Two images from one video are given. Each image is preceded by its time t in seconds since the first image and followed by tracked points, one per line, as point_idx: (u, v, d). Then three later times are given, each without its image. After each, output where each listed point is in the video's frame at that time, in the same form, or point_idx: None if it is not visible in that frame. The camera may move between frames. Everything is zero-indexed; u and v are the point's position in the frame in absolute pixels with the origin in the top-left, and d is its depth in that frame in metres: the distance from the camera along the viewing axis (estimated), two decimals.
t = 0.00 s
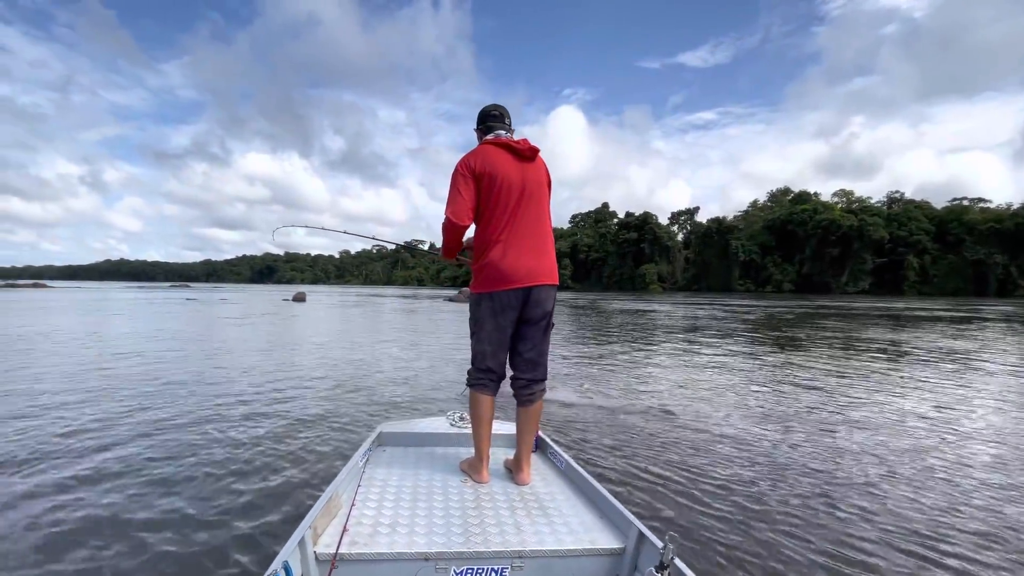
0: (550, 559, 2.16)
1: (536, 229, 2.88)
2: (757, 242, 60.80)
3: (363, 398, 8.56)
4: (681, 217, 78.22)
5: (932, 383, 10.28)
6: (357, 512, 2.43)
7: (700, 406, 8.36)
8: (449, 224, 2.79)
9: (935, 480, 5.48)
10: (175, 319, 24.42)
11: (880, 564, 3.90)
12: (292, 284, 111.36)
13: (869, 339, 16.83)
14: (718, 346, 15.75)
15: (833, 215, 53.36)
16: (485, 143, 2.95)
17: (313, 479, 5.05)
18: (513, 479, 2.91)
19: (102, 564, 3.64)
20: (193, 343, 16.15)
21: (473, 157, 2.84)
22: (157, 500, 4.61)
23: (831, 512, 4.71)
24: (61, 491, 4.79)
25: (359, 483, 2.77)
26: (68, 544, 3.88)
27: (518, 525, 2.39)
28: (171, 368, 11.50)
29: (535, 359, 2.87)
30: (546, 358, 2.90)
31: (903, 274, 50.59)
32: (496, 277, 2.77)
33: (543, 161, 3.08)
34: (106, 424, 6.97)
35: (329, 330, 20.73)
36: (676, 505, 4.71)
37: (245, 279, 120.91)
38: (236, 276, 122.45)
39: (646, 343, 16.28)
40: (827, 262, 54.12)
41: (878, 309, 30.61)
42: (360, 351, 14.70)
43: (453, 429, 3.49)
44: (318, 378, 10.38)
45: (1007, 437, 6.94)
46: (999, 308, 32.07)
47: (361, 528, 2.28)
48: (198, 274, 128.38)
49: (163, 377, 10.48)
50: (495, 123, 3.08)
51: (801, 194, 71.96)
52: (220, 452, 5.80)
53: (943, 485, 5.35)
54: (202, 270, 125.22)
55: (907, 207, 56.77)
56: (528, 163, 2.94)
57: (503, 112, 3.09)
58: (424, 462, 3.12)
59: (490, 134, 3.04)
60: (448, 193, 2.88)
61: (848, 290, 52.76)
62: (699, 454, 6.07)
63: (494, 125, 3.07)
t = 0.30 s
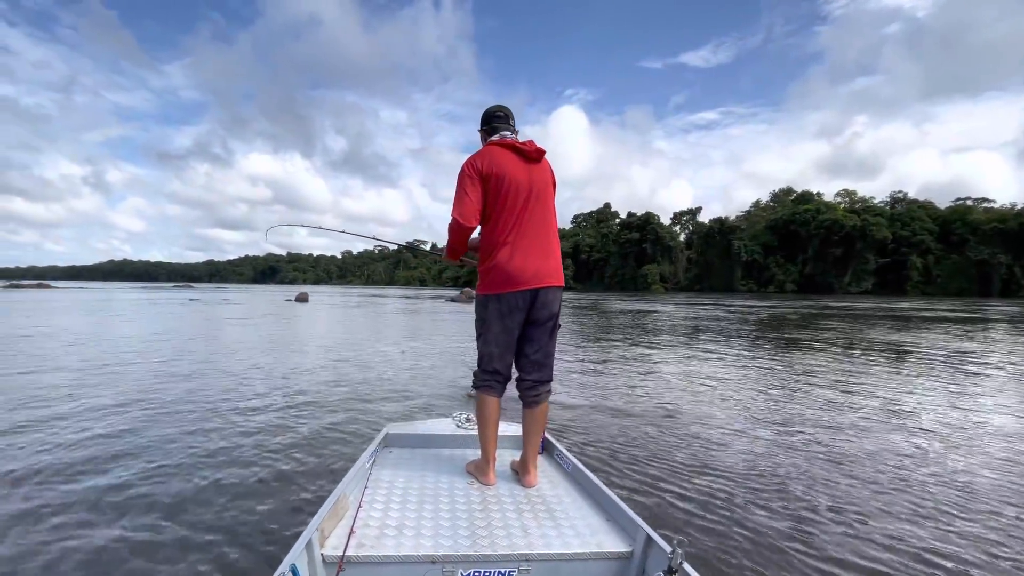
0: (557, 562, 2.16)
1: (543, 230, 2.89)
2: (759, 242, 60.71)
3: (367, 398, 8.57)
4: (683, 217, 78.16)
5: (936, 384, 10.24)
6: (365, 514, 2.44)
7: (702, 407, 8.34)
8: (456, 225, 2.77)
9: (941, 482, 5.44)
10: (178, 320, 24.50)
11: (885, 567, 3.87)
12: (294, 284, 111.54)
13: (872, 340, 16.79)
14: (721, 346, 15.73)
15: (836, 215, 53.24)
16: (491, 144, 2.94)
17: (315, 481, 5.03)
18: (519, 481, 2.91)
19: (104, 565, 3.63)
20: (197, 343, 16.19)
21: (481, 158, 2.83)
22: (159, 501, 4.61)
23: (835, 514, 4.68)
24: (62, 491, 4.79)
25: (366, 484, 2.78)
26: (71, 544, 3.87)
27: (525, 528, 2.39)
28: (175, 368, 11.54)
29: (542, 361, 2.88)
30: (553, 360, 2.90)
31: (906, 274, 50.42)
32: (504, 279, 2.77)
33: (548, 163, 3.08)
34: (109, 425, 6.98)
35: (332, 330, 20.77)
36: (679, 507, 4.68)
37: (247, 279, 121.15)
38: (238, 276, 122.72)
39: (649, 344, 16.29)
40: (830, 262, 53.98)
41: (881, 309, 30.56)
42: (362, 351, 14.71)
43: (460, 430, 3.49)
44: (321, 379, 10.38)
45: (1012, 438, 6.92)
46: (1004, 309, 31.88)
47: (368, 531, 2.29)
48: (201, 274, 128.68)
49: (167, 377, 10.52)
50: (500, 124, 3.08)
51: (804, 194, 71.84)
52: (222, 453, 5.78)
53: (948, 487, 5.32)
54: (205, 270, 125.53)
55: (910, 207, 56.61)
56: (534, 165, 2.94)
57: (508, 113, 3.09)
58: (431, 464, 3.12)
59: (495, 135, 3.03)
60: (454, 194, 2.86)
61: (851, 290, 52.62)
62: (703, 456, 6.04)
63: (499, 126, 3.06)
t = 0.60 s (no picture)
0: (568, 565, 2.16)
1: (552, 232, 2.91)
2: (762, 242, 60.64)
3: (371, 398, 8.61)
4: (685, 218, 78.13)
5: (939, 385, 10.22)
6: (375, 516, 2.44)
7: (705, 409, 8.32)
8: (467, 226, 2.75)
9: (948, 484, 5.41)
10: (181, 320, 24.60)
11: (894, 569, 3.85)
12: (297, 285, 111.75)
13: (874, 341, 16.75)
14: (723, 347, 15.76)
15: (839, 215, 53.12)
16: (500, 146, 2.94)
17: (319, 482, 5.03)
18: (529, 483, 2.91)
19: (112, 566, 3.63)
20: (200, 343, 16.26)
21: (492, 160, 2.82)
22: (165, 502, 4.61)
23: (843, 516, 4.66)
24: (68, 493, 4.80)
25: (377, 485, 2.79)
26: (78, 545, 3.88)
27: (536, 531, 2.39)
28: (180, 369, 11.58)
29: (551, 362, 2.88)
30: (562, 361, 2.91)
31: (910, 275, 50.27)
32: (514, 281, 2.77)
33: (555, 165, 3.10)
34: (113, 425, 6.99)
35: (334, 330, 20.82)
36: (685, 508, 4.67)
37: (250, 279, 121.41)
38: (241, 276, 123.09)
39: (651, 345, 16.30)
40: (833, 262, 53.87)
41: (883, 310, 30.51)
42: (365, 352, 14.72)
43: (469, 432, 3.49)
44: (324, 379, 10.39)
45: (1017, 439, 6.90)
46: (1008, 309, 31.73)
47: (380, 532, 2.29)
48: (204, 274, 128.95)
49: (172, 377, 10.57)
50: (508, 125, 3.08)
51: (806, 194, 71.74)
52: (227, 454, 5.80)
53: (955, 489, 5.29)
54: (208, 270, 126.00)
55: (913, 208, 56.48)
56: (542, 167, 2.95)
57: (515, 115, 3.10)
58: (441, 466, 3.13)
59: (504, 136, 3.03)
60: (464, 196, 2.84)
61: (854, 291, 52.49)
62: (709, 458, 6.02)
63: (507, 128, 3.07)
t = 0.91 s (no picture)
0: (581, 569, 2.15)
1: (564, 233, 2.91)
2: (766, 242, 60.49)
3: (377, 398, 8.64)
4: (688, 218, 78.00)
5: (946, 387, 10.15)
6: (388, 520, 2.45)
7: (710, 410, 8.28)
8: (480, 228, 2.73)
9: (957, 486, 5.37)
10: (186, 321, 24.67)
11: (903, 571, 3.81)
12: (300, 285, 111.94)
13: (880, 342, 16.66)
14: (727, 348, 15.73)
15: (843, 215, 52.89)
16: (511, 148, 2.93)
17: (325, 482, 5.02)
18: (540, 486, 2.91)
19: (119, 566, 3.63)
20: (205, 343, 16.32)
21: (505, 161, 2.82)
22: (171, 502, 4.61)
23: (850, 517, 4.63)
24: (74, 493, 4.80)
25: (388, 489, 2.80)
26: (86, 546, 3.88)
27: (549, 534, 2.39)
28: (185, 369, 11.63)
29: (562, 365, 2.88)
30: (573, 363, 2.91)
31: (915, 275, 50.01)
32: (528, 283, 2.76)
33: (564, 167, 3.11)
34: (118, 425, 7.01)
35: (338, 330, 20.86)
36: (691, 509, 4.65)
37: (253, 280, 121.71)
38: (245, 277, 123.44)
39: (655, 345, 16.29)
40: (837, 262, 53.66)
41: (889, 311, 30.32)
42: (369, 352, 14.72)
43: (479, 435, 3.50)
44: (329, 379, 10.39)
45: None
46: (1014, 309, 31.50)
47: (392, 536, 2.30)
48: (208, 275, 129.38)
49: (178, 377, 10.62)
50: (517, 127, 3.08)
51: (811, 194, 71.50)
52: (236, 453, 5.83)
53: (964, 491, 5.25)
54: (212, 270, 126.41)
55: (919, 207, 56.20)
56: (554, 169, 2.96)
57: (524, 116, 3.10)
58: (451, 469, 3.14)
59: (514, 137, 3.02)
60: (477, 197, 2.82)
61: (859, 291, 52.26)
62: (715, 459, 5.99)
63: (516, 130, 3.06)
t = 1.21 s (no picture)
0: (594, 571, 2.16)
1: (578, 237, 2.93)
2: (771, 242, 60.28)
3: (383, 398, 8.68)
4: (693, 218, 77.84)
5: (953, 387, 10.10)
6: (400, 522, 2.48)
7: (716, 411, 8.26)
8: (497, 231, 2.73)
9: (966, 488, 5.32)
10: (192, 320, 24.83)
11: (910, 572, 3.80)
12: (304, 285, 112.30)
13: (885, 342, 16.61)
14: (733, 348, 15.70)
15: (849, 215, 52.63)
16: (526, 151, 2.95)
17: (332, 481, 5.05)
18: (551, 488, 2.92)
19: (122, 565, 3.62)
20: (212, 343, 16.43)
21: (521, 164, 2.83)
22: (177, 501, 4.62)
23: (859, 519, 4.58)
24: (79, 492, 4.81)
25: (400, 491, 2.82)
26: (91, 544, 3.88)
27: (561, 537, 2.40)
28: (193, 368, 11.72)
29: (575, 367, 2.89)
30: (585, 366, 2.93)
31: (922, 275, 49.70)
32: (544, 286, 2.77)
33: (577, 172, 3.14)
34: (129, 424, 7.08)
35: (344, 330, 20.94)
36: (697, 511, 4.61)
37: (259, 280, 122.19)
38: (250, 277, 123.95)
39: (660, 346, 16.29)
40: (843, 263, 53.40)
41: (895, 311, 30.18)
42: (373, 352, 14.75)
43: (489, 437, 3.52)
44: (333, 379, 10.41)
45: None
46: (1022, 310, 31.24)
47: (405, 538, 2.33)
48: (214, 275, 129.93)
49: (186, 376, 10.71)
50: (530, 130, 3.09)
51: (816, 194, 71.19)
52: (245, 451, 5.89)
53: (973, 493, 5.20)
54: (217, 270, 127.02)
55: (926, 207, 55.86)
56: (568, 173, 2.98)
57: (537, 120, 3.12)
58: (462, 470, 3.15)
59: (528, 141, 3.04)
60: (492, 199, 2.83)
61: (865, 291, 51.97)
62: (721, 460, 5.96)
63: (529, 133, 3.08)
